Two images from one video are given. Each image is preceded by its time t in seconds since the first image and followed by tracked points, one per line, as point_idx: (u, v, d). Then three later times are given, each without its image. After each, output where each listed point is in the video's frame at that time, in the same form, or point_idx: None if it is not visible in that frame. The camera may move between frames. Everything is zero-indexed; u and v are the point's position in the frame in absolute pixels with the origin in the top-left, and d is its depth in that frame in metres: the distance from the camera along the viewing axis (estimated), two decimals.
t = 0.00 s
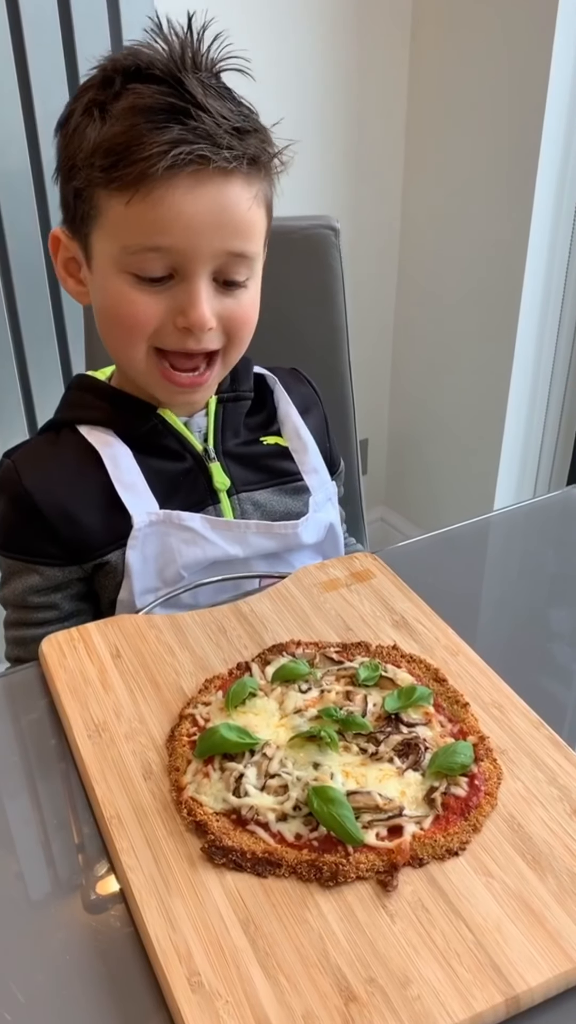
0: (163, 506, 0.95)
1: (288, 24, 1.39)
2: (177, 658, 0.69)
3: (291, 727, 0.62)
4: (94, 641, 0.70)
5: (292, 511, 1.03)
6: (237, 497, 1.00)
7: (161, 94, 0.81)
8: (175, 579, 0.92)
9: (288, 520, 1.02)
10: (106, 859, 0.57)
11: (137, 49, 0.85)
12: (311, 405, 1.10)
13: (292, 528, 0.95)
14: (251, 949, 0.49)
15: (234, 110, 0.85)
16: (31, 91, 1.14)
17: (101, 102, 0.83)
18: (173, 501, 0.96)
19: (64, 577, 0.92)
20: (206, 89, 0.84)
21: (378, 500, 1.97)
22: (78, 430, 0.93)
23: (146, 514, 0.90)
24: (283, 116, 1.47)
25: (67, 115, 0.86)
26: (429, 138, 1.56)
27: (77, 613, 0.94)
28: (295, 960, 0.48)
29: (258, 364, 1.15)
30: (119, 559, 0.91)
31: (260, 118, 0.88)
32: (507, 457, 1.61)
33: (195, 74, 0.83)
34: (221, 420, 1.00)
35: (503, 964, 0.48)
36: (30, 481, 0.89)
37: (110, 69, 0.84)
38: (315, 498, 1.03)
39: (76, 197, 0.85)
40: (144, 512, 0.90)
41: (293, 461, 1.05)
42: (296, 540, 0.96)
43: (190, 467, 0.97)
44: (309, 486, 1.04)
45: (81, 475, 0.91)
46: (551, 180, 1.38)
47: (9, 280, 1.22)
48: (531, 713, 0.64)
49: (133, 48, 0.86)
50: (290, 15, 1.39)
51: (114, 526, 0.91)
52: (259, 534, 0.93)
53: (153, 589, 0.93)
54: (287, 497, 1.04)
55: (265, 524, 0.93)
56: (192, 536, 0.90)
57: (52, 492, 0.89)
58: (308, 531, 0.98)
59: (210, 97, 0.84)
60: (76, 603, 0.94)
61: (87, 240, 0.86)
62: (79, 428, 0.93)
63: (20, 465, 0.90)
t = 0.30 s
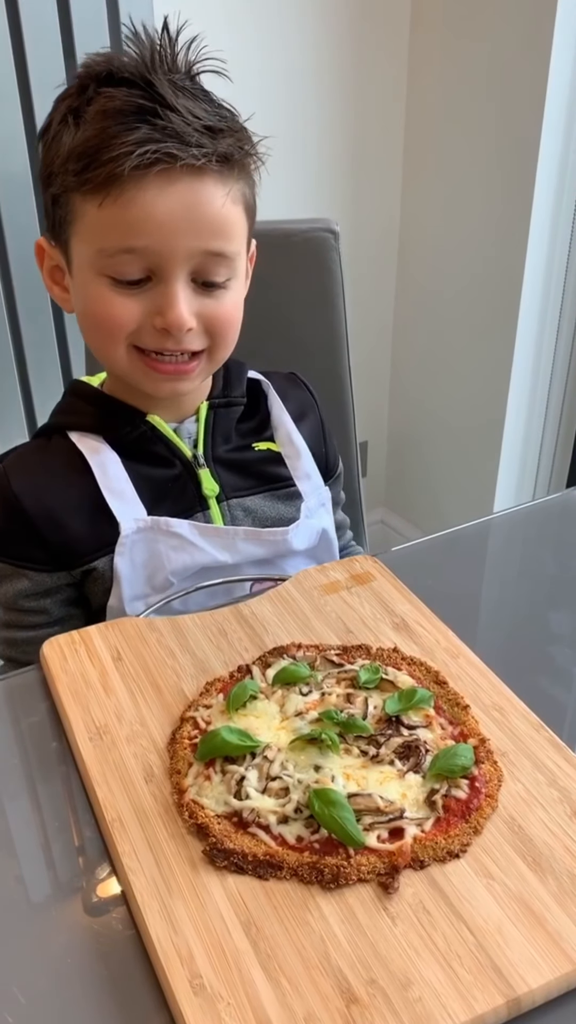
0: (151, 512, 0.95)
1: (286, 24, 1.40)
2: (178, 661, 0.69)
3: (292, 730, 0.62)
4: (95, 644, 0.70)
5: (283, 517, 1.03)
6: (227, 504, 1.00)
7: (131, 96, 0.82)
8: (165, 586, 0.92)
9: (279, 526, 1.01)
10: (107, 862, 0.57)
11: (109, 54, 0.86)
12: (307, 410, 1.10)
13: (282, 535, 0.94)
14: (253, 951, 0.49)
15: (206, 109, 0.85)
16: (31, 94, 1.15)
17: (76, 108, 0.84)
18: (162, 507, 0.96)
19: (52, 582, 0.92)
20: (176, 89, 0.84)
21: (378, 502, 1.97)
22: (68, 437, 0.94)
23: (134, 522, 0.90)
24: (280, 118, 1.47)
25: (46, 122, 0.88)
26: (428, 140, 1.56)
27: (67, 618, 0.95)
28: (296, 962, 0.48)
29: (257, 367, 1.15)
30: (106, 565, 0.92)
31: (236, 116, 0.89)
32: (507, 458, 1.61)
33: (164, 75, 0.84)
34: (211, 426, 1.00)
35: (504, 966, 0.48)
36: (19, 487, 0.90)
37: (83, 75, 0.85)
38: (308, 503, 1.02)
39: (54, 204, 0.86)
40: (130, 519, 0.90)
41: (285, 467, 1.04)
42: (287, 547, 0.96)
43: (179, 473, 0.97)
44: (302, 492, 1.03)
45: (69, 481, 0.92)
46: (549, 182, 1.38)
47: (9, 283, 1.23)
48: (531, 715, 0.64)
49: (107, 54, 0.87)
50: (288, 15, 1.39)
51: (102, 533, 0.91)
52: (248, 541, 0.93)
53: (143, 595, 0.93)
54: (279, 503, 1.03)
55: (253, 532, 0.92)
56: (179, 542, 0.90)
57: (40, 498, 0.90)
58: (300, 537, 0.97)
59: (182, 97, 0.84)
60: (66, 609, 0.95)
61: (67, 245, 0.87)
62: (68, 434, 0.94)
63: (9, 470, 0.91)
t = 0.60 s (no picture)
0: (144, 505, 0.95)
1: (284, 26, 1.40)
2: (177, 662, 0.69)
3: (291, 732, 0.62)
4: (94, 646, 0.70)
5: (276, 514, 1.03)
6: (220, 498, 1.00)
7: (121, 105, 0.82)
8: (155, 578, 0.92)
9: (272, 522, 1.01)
10: (106, 864, 0.57)
11: (102, 60, 0.85)
12: (308, 411, 1.09)
13: (273, 530, 0.95)
14: (251, 953, 0.49)
15: (197, 116, 0.84)
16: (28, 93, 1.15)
17: (69, 115, 0.84)
18: (154, 500, 0.96)
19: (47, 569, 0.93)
20: (166, 97, 0.83)
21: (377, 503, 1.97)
22: (67, 428, 0.95)
23: (126, 511, 0.90)
24: (277, 118, 1.47)
25: (44, 126, 0.88)
26: (426, 142, 1.56)
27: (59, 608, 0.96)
28: (295, 964, 0.48)
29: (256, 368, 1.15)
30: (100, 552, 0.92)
31: (230, 119, 0.88)
32: (506, 460, 1.61)
33: (154, 83, 0.83)
34: (209, 421, 1.00)
35: (503, 968, 0.48)
36: (15, 473, 0.91)
37: (77, 80, 0.85)
38: (303, 500, 1.02)
39: (49, 210, 0.87)
40: (122, 509, 0.90)
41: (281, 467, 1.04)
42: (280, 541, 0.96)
43: (173, 467, 0.97)
44: (297, 490, 1.03)
45: (64, 468, 0.92)
46: (547, 185, 1.38)
47: (8, 285, 1.23)
48: (530, 717, 0.65)
49: (101, 58, 0.86)
50: (287, 17, 1.39)
51: (95, 518, 0.92)
52: (239, 533, 0.93)
53: (135, 589, 0.92)
54: (274, 502, 1.03)
55: (244, 524, 0.93)
56: (171, 534, 0.90)
57: (36, 484, 0.91)
58: (293, 534, 0.97)
59: (172, 105, 0.83)
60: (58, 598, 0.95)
61: (62, 252, 0.87)
62: (68, 423, 0.95)
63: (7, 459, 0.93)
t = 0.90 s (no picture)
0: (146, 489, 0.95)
1: (283, 28, 1.40)
2: (176, 661, 0.69)
3: (290, 728, 0.62)
4: (92, 645, 0.70)
5: (276, 500, 1.02)
6: (220, 483, 1.00)
7: (126, 119, 0.80)
8: (157, 561, 0.92)
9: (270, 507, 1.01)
10: (105, 863, 0.57)
11: (109, 67, 0.84)
12: (303, 401, 1.08)
13: (272, 514, 0.95)
14: (251, 950, 0.49)
15: (203, 130, 0.83)
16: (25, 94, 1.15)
17: (75, 122, 0.83)
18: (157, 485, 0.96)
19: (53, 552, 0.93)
20: (172, 112, 0.82)
21: (376, 502, 1.97)
22: (71, 417, 0.95)
23: (129, 494, 0.90)
24: (276, 118, 1.47)
25: (51, 124, 0.87)
26: (424, 141, 1.56)
27: (59, 592, 0.96)
28: (295, 961, 0.48)
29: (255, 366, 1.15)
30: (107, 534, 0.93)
31: (235, 128, 0.87)
32: (504, 459, 1.61)
33: (160, 98, 0.82)
34: (208, 409, 1.00)
35: (502, 964, 0.48)
36: (21, 456, 0.91)
37: (85, 86, 0.83)
38: (300, 487, 1.01)
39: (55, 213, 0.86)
40: (127, 492, 0.90)
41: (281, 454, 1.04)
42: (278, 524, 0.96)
43: (175, 453, 0.97)
44: (295, 475, 1.03)
45: (69, 452, 0.93)
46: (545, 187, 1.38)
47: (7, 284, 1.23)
48: (529, 713, 0.65)
49: (108, 64, 0.84)
50: (284, 19, 1.40)
51: (102, 500, 0.93)
52: (239, 518, 0.93)
53: (138, 572, 0.92)
54: (274, 490, 1.03)
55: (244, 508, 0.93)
56: (173, 518, 0.90)
57: (42, 466, 0.91)
58: (289, 518, 0.97)
59: (178, 120, 0.82)
60: (59, 582, 0.96)
61: (68, 255, 0.87)
62: (72, 412, 0.95)
63: (11, 441, 0.93)
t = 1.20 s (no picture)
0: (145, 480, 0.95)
1: (278, 29, 1.41)
2: (174, 660, 0.69)
3: (287, 727, 0.62)
4: (90, 645, 0.70)
5: (275, 496, 1.02)
6: (218, 476, 1.00)
7: (116, 122, 0.80)
8: (157, 550, 0.92)
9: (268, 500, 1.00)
10: (104, 863, 0.57)
11: (101, 69, 0.84)
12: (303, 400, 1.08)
13: (272, 506, 0.95)
14: (248, 948, 0.49)
15: (192, 132, 0.83)
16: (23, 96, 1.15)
17: (69, 124, 0.83)
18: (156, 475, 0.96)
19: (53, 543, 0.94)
20: (161, 114, 0.82)
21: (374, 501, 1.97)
22: (72, 410, 0.95)
23: (132, 484, 0.91)
24: (273, 120, 1.47)
25: (49, 124, 0.87)
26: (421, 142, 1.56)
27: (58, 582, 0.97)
28: (292, 959, 0.48)
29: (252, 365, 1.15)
30: (106, 524, 0.93)
31: (227, 128, 0.87)
32: (503, 458, 1.61)
33: (149, 100, 0.81)
34: (208, 403, 1.00)
35: (499, 961, 0.48)
36: (21, 446, 0.93)
37: (78, 88, 0.83)
38: (300, 481, 1.01)
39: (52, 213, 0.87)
40: (129, 481, 0.91)
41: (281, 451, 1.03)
42: (278, 517, 0.96)
43: (173, 446, 0.97)
44: (295, 471, 1.02)
45: (69, 441, 0.94)
46: (541, 190, 1.39)
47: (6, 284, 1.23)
48: (526, 711, 0.65)
49: (102, 66, 0.85)
50: (281, 22, 1.40)
51: (101, 490, 0.93)
52: (238, 510, 0.94)
53: (138, 561, 0.92)
54: (272, 486, 1.03)
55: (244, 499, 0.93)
56: (174, 507, 0.91)
57: (42, 455, 0.92)
58: (289, 511, 0.97)
59: (167, 121, 0.82)
60: (57, 571, 0.96)
61: (65, 254, 0.87)
62: (73, 405, 0.95)
63: (15, 432, 0.95)
